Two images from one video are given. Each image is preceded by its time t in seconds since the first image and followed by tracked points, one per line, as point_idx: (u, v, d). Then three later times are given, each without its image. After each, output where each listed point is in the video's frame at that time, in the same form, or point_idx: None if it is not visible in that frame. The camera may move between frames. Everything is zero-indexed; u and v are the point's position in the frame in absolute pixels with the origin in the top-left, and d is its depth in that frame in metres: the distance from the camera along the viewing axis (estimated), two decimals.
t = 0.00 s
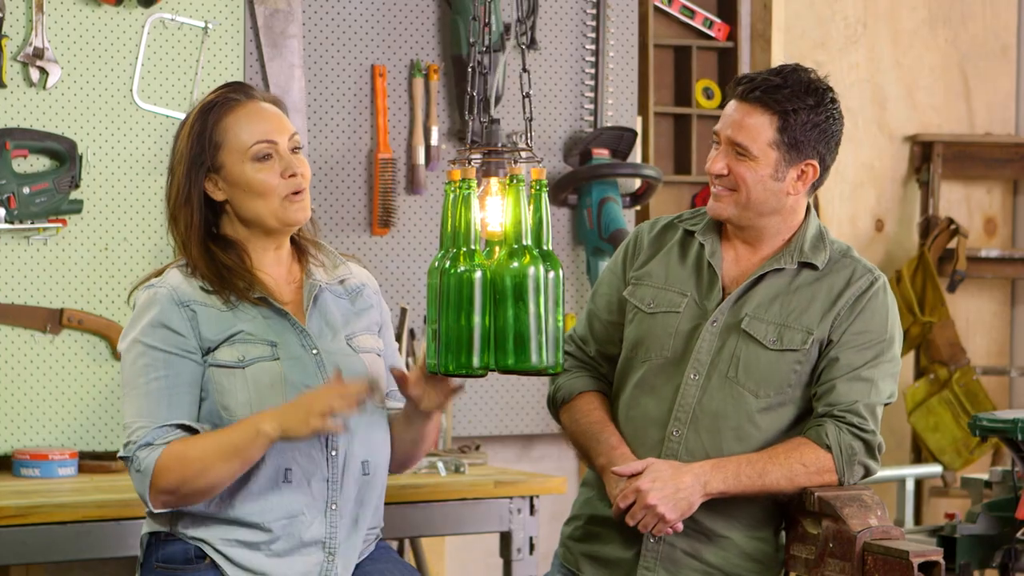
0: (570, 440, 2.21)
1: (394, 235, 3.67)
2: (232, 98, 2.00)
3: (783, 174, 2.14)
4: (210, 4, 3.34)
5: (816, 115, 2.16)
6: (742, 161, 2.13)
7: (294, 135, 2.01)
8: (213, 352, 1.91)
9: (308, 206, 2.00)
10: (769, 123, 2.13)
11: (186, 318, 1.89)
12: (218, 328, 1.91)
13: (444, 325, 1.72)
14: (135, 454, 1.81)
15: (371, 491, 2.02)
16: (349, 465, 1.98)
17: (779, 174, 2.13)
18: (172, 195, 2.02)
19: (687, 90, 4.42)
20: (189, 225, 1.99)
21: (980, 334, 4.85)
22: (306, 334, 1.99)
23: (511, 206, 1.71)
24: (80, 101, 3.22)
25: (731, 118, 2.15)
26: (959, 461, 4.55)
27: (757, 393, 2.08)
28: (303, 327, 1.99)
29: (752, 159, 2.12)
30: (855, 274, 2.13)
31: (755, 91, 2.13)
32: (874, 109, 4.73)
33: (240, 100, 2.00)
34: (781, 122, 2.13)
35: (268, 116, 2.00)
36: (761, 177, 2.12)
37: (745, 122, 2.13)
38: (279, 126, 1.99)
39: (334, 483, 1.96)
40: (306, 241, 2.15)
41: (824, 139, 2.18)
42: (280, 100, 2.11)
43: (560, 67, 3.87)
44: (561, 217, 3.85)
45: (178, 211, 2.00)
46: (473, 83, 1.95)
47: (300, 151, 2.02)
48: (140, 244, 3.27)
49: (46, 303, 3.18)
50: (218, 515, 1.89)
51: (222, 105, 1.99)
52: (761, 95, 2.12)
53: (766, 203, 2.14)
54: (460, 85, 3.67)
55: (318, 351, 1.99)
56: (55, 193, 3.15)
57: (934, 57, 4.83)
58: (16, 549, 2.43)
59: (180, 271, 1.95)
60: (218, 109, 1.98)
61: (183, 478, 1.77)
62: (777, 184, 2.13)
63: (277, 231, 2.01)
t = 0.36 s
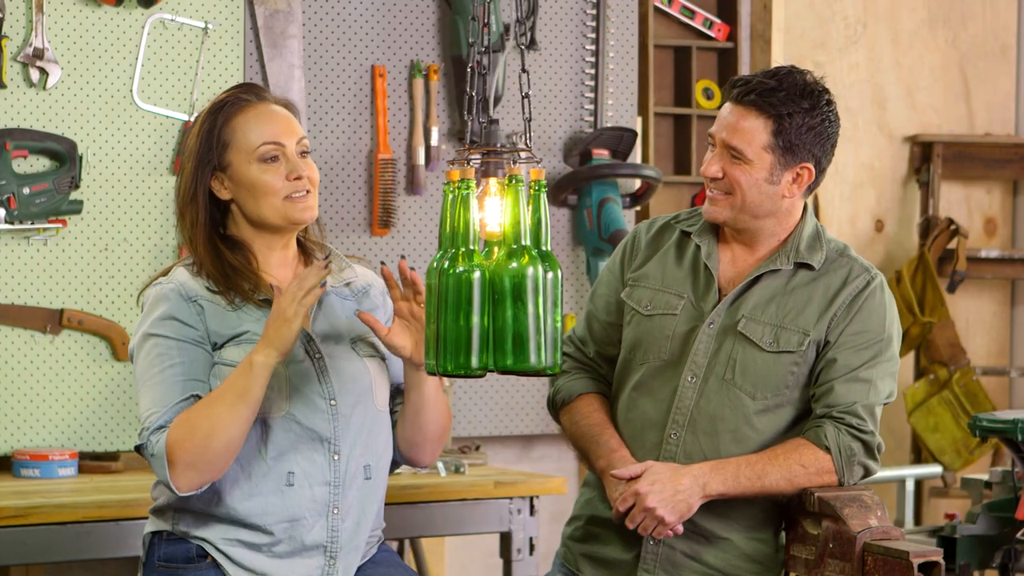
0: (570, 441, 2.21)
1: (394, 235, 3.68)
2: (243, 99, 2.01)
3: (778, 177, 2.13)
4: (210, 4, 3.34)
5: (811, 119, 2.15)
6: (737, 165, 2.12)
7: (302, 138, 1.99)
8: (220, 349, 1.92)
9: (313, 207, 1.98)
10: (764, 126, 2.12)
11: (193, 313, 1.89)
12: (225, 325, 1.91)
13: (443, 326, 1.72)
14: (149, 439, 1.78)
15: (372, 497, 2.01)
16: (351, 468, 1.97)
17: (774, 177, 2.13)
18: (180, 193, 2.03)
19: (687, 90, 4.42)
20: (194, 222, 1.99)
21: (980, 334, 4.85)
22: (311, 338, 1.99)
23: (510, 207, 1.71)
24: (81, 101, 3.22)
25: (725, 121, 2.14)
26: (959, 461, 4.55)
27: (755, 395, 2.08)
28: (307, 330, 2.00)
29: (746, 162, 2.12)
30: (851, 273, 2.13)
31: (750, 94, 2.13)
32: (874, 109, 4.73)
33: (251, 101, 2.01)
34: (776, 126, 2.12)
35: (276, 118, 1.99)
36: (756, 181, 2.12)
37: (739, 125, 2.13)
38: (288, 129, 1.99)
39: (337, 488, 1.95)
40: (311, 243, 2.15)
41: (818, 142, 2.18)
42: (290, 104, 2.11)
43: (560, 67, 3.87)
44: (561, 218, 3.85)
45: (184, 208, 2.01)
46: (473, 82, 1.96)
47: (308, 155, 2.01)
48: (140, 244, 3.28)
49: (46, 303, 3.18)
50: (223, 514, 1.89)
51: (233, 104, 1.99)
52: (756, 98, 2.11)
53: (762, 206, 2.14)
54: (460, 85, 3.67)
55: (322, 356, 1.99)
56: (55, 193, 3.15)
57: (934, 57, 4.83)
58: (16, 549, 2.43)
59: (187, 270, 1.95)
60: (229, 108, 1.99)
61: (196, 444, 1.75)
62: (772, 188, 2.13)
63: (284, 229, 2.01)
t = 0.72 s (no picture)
0: (571, 441, 2.21)
1: (394, 235, 3.68)
2: (259, 97, 2.01)
3: (792, 172, 2.14)
4: (209, 4, 3.34)
5: (818, 112, 2.17)
6: (753, 162, 2.12)
7: (312, 138, 1.98)
8: (231, 342, 1.92)
9: (317, 208, 1.96)
10: (777, 122, 2.13)
11: (207, 304, 1.90)
12: (237, 316, 1.92)
13: (440, 326, 1.71)
14: (169, 433, 1.78)
15: (377, 501, 2.01)
16: (355, 471, 1.97)
17: (788, 172, 2.13)
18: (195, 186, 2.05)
19: (687, 90, 4.42)
20: (204, 215, 2.01)
21: (980, 335, 4.85)
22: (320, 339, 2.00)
23: (509, 207, 1.71)
24: (80, 101, 3.22)
25: (734, 119, 2.13)
26: (959, 461, 4.55)
27: (756, 395, 2.08)
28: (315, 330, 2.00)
29: (762, 158, 2.11)
30: (851, 273, 2.13)
31: (760, 91, 2.13)
32: (874, 110, 4.73)
33: (267, 100, 2.01)
34: (788, 120, 2.14)
35: (288, 117, 1.98)
36: (773, 177, 2.11)
37: (752, 122, 2.12)
38: (300, 130, 1.97)
39: (340, 490, 1.95)
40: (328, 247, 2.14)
41: (824, 135, 2.20)
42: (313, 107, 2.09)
43: (560, 67, 3.87)
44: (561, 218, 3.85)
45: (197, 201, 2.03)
46: (473, 82, 1.96)
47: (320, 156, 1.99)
48: (140, 245, 3.28)
49: (46, 303, 3.18)
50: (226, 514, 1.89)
51: (249, 101, 2.01)
52: (768, 94, 2.12)
53: (776, 202, 2.14)
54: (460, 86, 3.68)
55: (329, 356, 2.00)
56: (55, 193, 3.15)
57: (934, 57, 4.83)
58: (16, 549, 2.43)
59: (200, 264, 1.95)
60: (245, 104, 2.00)
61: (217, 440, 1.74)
62: (787, 182, 2.14)
63: (284, 226, 1.99)
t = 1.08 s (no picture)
0: (570, 442, 2.21)
1: (394, 235, 3.68)
2: (255, 98, 2.01)
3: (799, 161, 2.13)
4: (209, 4, 3.34)
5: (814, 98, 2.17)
6: (768, 154, 2.10)
7: (307, 139, 1.98)
8: (217, 348, 1.91)
9: (312, 208, 1.96)
10: (782, 112, 2.11)
11: (190, 313, 1.90)
12: (223, 323, 1.91)
13: (440, 326, 1.71)
14: (136, 450, 1.84)
15: (366, 506, 2.01)
16: (345, 474, 1.97)
17: (796, 161, 2.13)
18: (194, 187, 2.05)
19: (687, 90, 4.42)
20: (201, 216, 2.02)
21: (979, 335, 4.85)
22: (312, 341, 1.97)
23: (508, 207, 1.71)
24: (80, 101, 3.22)
25: (739, 115, 2.10)
26: (959, 461, 4.55)
27: (755, 394, 2.08)
28: (309, 335, 1.97)
29: (775, 150, 2.10)
30: (849, 272, 2.12)
31: (762, 84, 2.11)
32: (874, 110, 4.73)
33: (263, 101, 2.01)
34: (791, 111, 2.12)
35: (285, 118, 1.98)
36: (788, 166, 2.10)
37: (759, 116, 2.09)
38: (296, 131, 1.97)
39: (328, 494, 1.95)
40: (330, 247, 2.12)
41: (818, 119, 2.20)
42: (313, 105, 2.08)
43: (560, 67, 3.87)
44: (561, 218, 3.84)
45: (196, 202, 2.04)
46: (472, 82, 1.96)
47: (315, 156, 1.99)
48: (140, 245, 3.28)
49: (46, 303, 3.18)
50: (213, 515, 1.89)
51: (246, 103, 2.00)
52: (772, 86, 2.09)
53: (789, 192, 2.13)
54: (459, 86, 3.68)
55: (322, 359, 1.97)
56: (55, 193, 3.15)
57: (933, 57, 4.83)
58: (16, 549, 2.43)
59: (195, 268, 1.96)
60: (240, 105, 2.00)
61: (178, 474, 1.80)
62: (795, 171, 2.13)
63: (279, 229, 1.99)
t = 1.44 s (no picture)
0: (570, 443, 2.21)
1: (393, 235, 3.67)
2: (235, 103, 2.00)
3: (798, 159, 2.13)
4: (209, 4, 3.34)
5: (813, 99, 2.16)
6: (768, 153, 2.10)
7: (287, 145, 1.97)
8: (213, 354, 1.91)
9: (290, 217, 1.97)
10: (782, 111, 2.10)
11: (184, 320, 1.89)
12: (217, 329, 1.91)
13: (442, 326, 1.71)
14: (135, 461, 1.84)
15: (367, 502, 2.02)
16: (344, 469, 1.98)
17: (795, 159, 2.13)
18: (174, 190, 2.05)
19: (686, 90, 4.42)
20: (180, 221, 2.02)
21: (979, 335, 4.85)
22: (305, 341, 1.96)
23: (509, 207, 1.71)
24: (79, 102, 3.22)
25: (739, 113, 2.10)
26: (958, 461, 4.55)
27: (755, 394, 2.08)
28: (302, 334, 1.97)
29: (775, 149, 2.10)
30: (848, 272, 2.12)
31: (761, 82, 2.11)
32: (873, 110, 4.73)
33: (243, 104, 2.00)
34: (790, 110, 2.11)
35: (265, 124, 1.98)
36: (787, 165, 2.11)
37: (758, 115, 2.09)
38: (276, 137, 1.97)
39: (330, 490, 1.96)
40: (312, 246, 2.11)
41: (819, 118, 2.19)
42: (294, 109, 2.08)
43: (559, 67, 3.87)
44: (561, 218, 3.85)
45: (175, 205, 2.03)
46: (472, 82, 1.96)
47: (294, 161, 1.98)
48: (140, 244, 3.28)
49: (46, 303, 3.18)
50: (213, 513, 1.89)
51: (224, 107, 1.99)
52: (771, 85, 2.09)
53: (788, 190, 2.13)
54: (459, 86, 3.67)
55: (316, 357, 1.97)
56: (55, 193, 3.15)
57: (933, 57, 4.83)
58: (16, 549, 2.43)
59: (183, 273, 1.95)
60: (220, 109, 1.99)
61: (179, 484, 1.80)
62: (794, 170, 2.13)
63: (259, 237, 2.00)
